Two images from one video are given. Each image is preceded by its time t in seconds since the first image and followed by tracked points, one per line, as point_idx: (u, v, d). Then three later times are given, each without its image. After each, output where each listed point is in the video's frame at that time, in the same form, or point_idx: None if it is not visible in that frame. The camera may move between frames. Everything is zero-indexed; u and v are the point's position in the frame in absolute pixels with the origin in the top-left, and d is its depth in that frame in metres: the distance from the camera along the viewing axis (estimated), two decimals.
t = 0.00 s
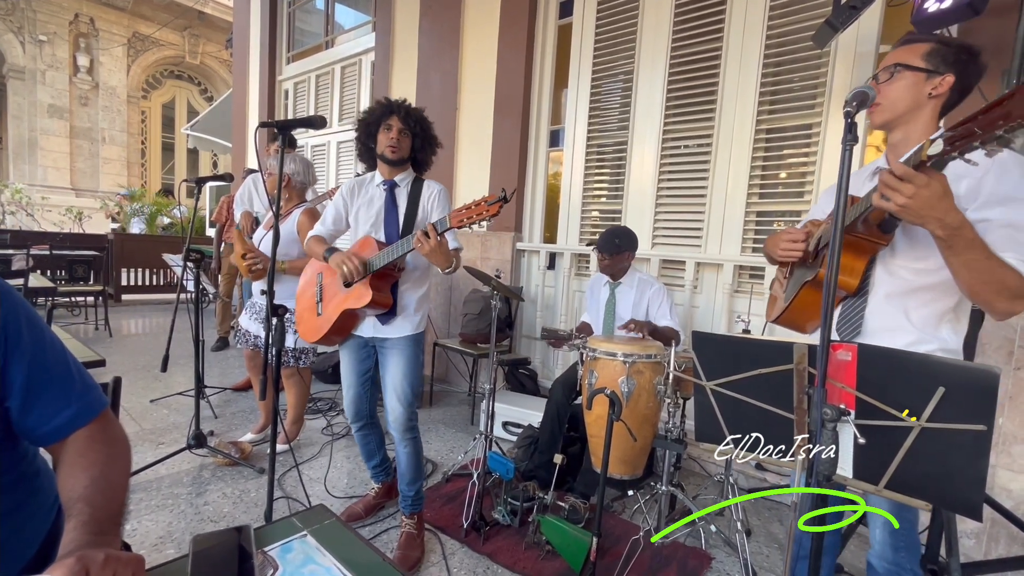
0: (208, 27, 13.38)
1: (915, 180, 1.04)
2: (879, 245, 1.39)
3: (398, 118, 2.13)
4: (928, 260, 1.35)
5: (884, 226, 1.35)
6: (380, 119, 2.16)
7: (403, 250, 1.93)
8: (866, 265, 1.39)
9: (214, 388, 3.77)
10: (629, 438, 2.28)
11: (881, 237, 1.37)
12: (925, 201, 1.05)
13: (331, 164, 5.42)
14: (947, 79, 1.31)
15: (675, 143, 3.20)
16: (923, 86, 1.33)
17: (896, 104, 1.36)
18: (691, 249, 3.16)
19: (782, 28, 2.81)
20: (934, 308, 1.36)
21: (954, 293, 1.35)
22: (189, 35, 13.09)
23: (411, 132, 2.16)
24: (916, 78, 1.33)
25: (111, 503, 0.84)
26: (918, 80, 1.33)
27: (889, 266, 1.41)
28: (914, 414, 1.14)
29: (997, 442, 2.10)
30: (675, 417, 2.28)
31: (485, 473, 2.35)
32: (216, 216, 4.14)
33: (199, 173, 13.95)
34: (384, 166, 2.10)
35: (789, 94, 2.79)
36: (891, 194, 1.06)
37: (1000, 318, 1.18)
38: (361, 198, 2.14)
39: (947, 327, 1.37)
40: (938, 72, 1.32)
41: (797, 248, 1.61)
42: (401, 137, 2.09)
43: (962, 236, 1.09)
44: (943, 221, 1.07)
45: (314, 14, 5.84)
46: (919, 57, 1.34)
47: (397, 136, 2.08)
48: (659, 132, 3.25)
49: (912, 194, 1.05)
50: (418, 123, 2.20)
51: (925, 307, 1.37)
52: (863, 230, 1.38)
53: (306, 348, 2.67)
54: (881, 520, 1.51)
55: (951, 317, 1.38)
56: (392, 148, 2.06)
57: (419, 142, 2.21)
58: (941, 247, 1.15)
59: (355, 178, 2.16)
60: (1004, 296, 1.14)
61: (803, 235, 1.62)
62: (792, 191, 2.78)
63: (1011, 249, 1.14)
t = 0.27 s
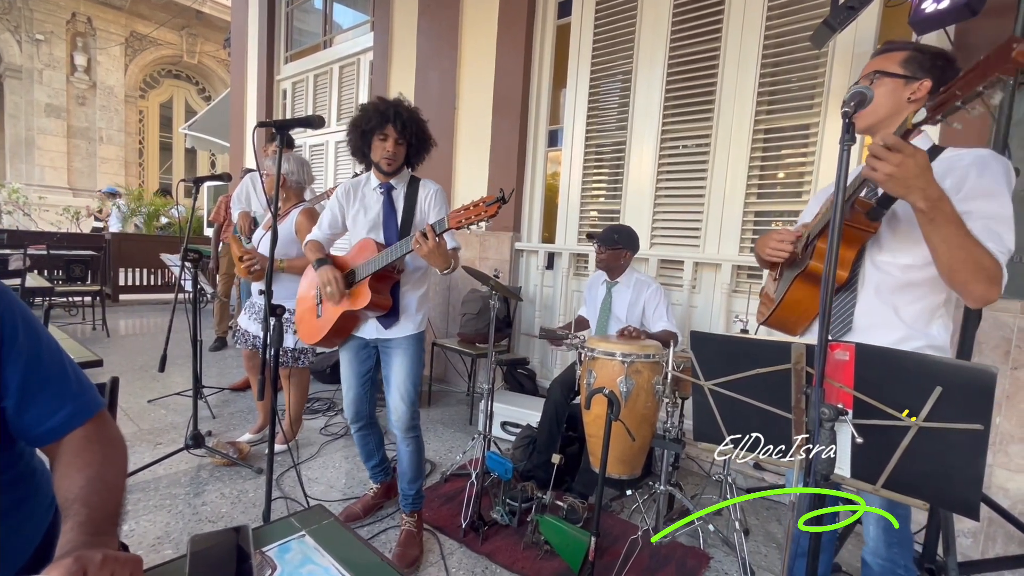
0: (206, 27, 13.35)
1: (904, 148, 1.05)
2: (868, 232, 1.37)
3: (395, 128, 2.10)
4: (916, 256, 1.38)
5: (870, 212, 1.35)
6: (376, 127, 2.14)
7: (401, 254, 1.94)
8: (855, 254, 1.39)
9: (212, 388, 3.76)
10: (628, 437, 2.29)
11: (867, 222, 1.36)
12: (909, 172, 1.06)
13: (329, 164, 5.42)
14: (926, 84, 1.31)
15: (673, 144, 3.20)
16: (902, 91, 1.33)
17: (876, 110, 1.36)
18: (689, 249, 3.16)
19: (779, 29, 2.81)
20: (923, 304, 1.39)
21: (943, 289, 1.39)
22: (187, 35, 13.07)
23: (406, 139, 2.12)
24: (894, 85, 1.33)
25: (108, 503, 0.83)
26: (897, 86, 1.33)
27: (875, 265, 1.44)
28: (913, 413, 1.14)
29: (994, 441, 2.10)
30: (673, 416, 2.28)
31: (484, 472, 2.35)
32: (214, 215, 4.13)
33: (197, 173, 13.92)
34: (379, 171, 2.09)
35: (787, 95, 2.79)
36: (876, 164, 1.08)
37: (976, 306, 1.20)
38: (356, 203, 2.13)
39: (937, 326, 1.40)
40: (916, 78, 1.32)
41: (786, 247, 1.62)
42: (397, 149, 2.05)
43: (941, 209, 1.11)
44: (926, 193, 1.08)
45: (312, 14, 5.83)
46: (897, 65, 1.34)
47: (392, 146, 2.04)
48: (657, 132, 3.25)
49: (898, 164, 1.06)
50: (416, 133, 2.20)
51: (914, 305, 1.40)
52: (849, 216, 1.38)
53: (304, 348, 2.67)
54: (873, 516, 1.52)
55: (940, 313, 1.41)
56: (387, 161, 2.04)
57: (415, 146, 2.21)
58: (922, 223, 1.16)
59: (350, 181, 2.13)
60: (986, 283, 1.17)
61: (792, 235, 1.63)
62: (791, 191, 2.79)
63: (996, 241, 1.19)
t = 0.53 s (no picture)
0: (204, 26, 13.32)
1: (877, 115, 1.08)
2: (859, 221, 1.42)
3: (395, 125, 2.10)
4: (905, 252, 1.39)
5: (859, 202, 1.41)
6: (376, 124, 2.13)
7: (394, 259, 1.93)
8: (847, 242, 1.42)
9: (209, 388, 3.76)
10: (626, 437, 2.29)
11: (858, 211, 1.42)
12: (886, 149, 1.10)
13: (327, 164, 5.41)
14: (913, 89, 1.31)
15: (672, 143, 3.20)
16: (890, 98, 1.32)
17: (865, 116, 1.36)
18: (687, 248, 3.16)
19: (777, 28, 2.81)
20: (915, 301, 1.41)
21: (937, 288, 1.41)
22: (184, 34, 13.03)
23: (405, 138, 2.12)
24: (880, 90, 1.32)
25: (105, 504, 0.83)
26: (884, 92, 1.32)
27: (866, 263, 1.45)
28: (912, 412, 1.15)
29: (990, 441, 2.11)
30: (671, 416, 2.30)
31: (482, 472, 2.35)
32: (212, 215, 4.12)
33: (195, 173, 13.89)
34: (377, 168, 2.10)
35: (785, 94, 2.79)
36: (859, 137, 1.10)
37: (959, 285, 1.19)
38: (355, 198, 2.12)
39: (929, 322, 1.42)
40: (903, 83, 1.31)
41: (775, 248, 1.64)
42: (397, 147, 2.06)
43: (923, 179, 1.13)
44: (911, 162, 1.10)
45: (310, 13, 5.82)
46: (884, 73, 1.33)
47: (392, 144, 2.04)
48: (656, 132, 3.25)
49: (878, 136, 1.09)
50: (415, 132, 2.18)
51: (905, 302, 1.41)
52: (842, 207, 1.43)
53: (302, 348, 2.66)
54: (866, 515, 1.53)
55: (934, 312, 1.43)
56: (387, 159, 2.04)
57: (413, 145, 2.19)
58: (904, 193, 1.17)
59: (349, 176, 2.13)
60: (964, 262, 1.17)
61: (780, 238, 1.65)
62: (789, 190, 2.79)
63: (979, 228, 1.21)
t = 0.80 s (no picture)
0: (202, 25, 13.28)
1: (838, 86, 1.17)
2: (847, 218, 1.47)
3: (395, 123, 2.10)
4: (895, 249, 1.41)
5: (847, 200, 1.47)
6: (374, 123, 2.12)
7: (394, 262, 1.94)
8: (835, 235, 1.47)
9: (207, 388, 3.75)
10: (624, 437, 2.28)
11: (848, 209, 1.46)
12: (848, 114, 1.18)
13: (325, 163, 5.40)
14: (902, 93, 1.40)
15: (670, 143, 3.20)
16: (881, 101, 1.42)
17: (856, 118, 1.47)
18: (685, 248, 3.16)
19: (776, 29, 2.82)
20: (911, 300, 1.41)
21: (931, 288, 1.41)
22: (182, 33, 13.00)
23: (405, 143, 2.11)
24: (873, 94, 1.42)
25: (102, 505, 0.83)
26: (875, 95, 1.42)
27: (855, 265, 1.48)
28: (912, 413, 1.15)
29: (987, 440, 2.11)
30: (669, 416, 2.32)
31: (480, 473, 2.35)
32: (209, 215, 4.12)
33: (192, 172, 13.86)
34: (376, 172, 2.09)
35: (784, 95, 2.79)
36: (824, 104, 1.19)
37: (931, 249, 1.21)
38: (352, 201, 2.12)
39: (922, 320, 1.42)
40: (893, 88, 1.42)
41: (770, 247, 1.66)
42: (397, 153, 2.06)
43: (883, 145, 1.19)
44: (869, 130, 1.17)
45: (309, 13, 5.82)
46: (874, 78, 1.44)
47: (393, 145, 2.05)
48: (654, 132, 3.25)
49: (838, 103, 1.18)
50: (415, 139, 2.18)
51: (896, 300, 1.41)
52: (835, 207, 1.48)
53: (299, 348, 2.66)
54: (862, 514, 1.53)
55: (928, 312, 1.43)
56: (387, 164, 2.04)
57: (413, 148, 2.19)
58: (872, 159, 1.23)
59: (347, 179, 2.12)
60: (931, 220, 1.19)
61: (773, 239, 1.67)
62: (786, 191, 2.79)
63: (955, 206, 1.25)
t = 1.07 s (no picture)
0: (199, 24, 13.26)
1: (802, 97, 1.21)
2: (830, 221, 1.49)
3: (393, 121, 2.11)
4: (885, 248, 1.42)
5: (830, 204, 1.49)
6: (372, 120, 2.12)
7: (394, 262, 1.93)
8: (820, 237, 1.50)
9: (205, 388, 3.74)
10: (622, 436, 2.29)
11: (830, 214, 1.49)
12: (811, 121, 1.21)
13: (323, 163, 5.40)
14: (893, 97, 1.44)
15: (669, 143, 3.20)
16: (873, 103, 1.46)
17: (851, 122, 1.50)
18: (684, 248, 3.17)
19: (774, 29, 2.82)
20: (905, 299, 1.41)
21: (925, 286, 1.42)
22: (180, 33, 12.98)
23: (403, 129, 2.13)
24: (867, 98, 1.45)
25: (99, 506, 0.83)
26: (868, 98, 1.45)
27: (844, 266, 1.49)
28: (908, 410, 1.15)
29: (984, 439, 2.12)
30: (667, 416, 2.32)
31: (478, 473, 2.34)
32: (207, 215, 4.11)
33: (190, 172, 13.84)
34: (375, 169, 2.09)
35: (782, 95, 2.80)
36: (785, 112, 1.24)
37: (912, 240, 1.22)
38: (352, 196, 2.11)
39: (913, 317, 1.43)
40: (886, 90, 1.44)
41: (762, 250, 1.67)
42: (395, 139, 2.07)
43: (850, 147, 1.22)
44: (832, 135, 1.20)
45: (307, 12, 5.81)
46: (869, 79, 1.46)
47: (390, 137, 2.06)
48: (653, 131, 3.26)
49: (800, 111, 1.22)
50: (412, 123, 2.19)
51: (889, 297, 1.42)
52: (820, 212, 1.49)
53: (297, 348, 2.65)
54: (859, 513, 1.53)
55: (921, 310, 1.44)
56: (384, 150, 2.04)
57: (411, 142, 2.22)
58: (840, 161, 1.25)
59: (347, 174, 2.12)
60: (909, 212, 1.21)
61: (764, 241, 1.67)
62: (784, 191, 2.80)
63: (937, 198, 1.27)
